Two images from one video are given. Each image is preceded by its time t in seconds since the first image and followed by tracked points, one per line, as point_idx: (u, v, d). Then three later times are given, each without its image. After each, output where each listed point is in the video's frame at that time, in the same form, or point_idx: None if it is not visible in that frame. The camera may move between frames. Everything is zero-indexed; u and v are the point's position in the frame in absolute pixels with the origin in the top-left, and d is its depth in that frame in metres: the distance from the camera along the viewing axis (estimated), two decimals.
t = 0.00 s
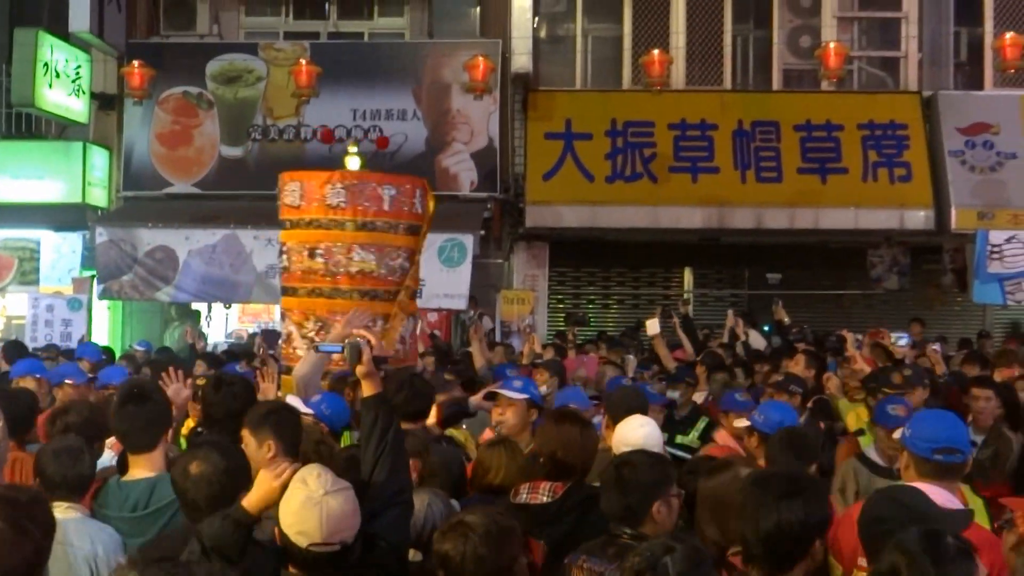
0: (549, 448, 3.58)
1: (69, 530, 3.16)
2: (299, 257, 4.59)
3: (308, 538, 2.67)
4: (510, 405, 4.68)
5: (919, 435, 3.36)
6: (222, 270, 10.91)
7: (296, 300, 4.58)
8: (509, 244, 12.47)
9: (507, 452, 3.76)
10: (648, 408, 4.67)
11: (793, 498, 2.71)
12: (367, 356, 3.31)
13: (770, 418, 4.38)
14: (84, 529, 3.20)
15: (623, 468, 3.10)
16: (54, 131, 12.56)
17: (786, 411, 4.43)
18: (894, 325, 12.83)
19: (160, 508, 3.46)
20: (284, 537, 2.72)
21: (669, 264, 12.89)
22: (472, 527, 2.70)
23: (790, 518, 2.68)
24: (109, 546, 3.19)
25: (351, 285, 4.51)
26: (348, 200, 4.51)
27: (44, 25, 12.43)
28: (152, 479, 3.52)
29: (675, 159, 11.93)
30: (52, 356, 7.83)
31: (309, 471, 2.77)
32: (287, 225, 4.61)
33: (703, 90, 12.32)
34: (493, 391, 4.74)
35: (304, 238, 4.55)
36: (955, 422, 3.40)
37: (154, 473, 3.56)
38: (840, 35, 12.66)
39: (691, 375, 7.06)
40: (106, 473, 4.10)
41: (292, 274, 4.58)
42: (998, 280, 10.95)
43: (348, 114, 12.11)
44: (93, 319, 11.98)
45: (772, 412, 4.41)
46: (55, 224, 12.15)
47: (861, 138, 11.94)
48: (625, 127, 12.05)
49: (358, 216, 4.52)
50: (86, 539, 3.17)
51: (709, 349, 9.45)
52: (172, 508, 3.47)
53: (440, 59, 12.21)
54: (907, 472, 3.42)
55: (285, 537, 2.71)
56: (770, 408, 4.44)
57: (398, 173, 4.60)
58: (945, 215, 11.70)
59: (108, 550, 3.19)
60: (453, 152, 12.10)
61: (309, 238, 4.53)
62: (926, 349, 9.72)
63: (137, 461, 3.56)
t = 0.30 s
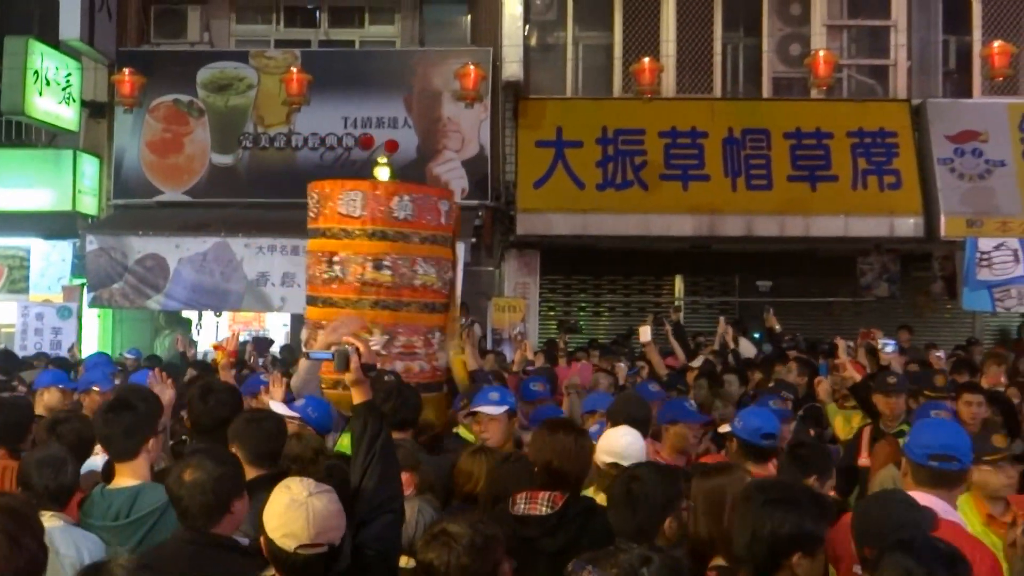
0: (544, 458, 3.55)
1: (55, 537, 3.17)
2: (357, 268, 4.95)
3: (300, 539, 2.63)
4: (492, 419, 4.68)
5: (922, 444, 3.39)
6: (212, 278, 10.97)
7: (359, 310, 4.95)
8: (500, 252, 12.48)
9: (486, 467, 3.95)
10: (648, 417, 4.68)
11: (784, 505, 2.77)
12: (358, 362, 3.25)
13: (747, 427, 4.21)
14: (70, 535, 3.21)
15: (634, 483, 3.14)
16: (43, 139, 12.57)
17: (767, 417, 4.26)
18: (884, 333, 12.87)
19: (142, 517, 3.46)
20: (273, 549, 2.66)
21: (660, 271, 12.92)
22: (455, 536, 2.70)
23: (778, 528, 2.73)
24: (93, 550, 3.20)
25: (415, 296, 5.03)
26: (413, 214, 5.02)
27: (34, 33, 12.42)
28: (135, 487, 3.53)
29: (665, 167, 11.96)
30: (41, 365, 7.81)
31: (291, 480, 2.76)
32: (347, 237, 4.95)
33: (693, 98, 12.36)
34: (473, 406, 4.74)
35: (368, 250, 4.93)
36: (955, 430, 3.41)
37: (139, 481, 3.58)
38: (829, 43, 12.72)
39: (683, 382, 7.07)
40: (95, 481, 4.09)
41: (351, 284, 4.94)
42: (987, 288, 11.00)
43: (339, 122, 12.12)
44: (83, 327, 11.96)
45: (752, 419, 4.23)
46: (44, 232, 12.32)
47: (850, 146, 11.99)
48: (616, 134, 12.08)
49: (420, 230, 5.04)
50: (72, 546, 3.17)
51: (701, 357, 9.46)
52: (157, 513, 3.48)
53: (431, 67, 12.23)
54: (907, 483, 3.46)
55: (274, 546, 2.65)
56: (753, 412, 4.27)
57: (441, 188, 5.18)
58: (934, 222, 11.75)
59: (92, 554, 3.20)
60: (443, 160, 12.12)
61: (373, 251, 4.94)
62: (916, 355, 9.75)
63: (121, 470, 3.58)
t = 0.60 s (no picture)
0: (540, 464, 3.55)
1: (36, 541, 3.15)
2: (430, 269, 6.06)
3: (306, 520, 2.81)
4: (477, 425, 4.64)
5: (893, 449, 3.44)
6: (196, 284, 10.95)
7: (435, 307, 6.09)
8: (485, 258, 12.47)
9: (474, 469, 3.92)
10: (641, 422, 4.68)
11: (775, 505, 2.78)
12: (343, 368, 3.39)
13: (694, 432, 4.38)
14: (51, 540, 3.19)
15: (621, 491, 3.11)
16: (26, 145, 12.53)
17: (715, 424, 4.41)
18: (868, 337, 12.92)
19: (121, 522, 3.44)
20: (284, 545, 2.76)
21: (645, 277, 12.94)
22: (438, 541, 2.68)
23: (770, 530, 2.74)
24: (74, 555, 3.18)
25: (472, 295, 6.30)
26: (470, 221, 6.24)
27: (17, 39, 12.37)
28: (115, 493, 3.51)
29: (650, 172, 11.99)
30: (23, 371, 7.76)
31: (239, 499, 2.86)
32: (424, 239, 6.04)
33: (677, 104, 12.40)
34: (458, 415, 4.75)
35: (444, 253, 6.09)
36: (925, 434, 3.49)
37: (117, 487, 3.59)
38: (813, 49, 12.77)
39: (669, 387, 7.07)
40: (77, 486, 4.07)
41: (427, 283, 6.05)
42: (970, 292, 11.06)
43: (323, 128, 12.11)
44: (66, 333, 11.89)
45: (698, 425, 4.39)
46: (27, 237, 12.26)
47: (834, 152, 12.03)
48: (601, 140, 12.10)
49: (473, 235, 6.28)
50: (53, 551, 3.15)
51: (686, 362, 9.47)
52: (136, 519, 3.45)
53: (416, 73, 12.23)
54: (871, 487, 3.53)
55: (286, 538, 2.77)
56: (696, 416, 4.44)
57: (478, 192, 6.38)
58: (917, 227, 11.79)
59: (74, 560, 3.18)
60: (428, 165, 12.12)
61: (447, 255, 6.09)
62: (900, 359, 9.79)
63: (101, 478, 3.60)
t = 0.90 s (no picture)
0: (508, 464, 3.54)
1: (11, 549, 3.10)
2: (483, 275, 5.76)
3: (283, 520, 2.84)
4: (443, 426, 4.53)
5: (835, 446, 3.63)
6: (174, 288, 10.91)
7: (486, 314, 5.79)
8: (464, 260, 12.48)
9: (441, 475, 3.94)
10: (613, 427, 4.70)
11: (760, 502, 2.80)
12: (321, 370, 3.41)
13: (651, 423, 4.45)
14: (24, 547, 3.15)
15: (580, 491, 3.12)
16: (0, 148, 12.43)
17: (676, 419, 4.44)
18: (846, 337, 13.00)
19: (91, 527, 3.42)
20: (266, 549, 2.78)
21: (624, 279, 12.96)
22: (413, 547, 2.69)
23: (756, 527, 2.76)
24: (52, 561, 3.16)
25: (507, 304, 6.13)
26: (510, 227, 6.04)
27: None
28: (86, 498, 3.49)
29: (628, 174, 12.01)
30: None
31: (212, 507, 2.86)
32: (481, 246, 5.72)
33: (655, 105, 12.43)
34: (426, 415, 4.72)
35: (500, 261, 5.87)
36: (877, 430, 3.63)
37: (90, 492, 3.57)
38: (790, 51, 12.82)
39: (648, 389, 7.08)
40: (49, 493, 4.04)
41: (483, 289, 5.75)
42: (946, 292, 11.16)
43: (301, 131, 12.07)
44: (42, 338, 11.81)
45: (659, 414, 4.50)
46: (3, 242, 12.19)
47: (811, 152, 12.09)
48: (579, 142, 12.13)
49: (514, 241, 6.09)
50: (29, 557, 3.11)
51: (665, 363, 9.50)
52: (107, 523, 3.43)
53: (395, 76, 12.19)
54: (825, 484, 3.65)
55: (265, 541, 2.79)
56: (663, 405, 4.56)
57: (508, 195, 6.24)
58: (894, 228, 11.86)
59: (51, 566, 3.16)
60: (407, 168, 12.08)
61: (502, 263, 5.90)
62: (878, 359, 9.85)
63: (72, 483, 3.57)
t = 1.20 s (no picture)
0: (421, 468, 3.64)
1: None
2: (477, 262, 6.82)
3: (201, 528, 2.81)
4: (350, 426, 4.65)
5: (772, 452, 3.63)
6: (104, 288, 10.75)
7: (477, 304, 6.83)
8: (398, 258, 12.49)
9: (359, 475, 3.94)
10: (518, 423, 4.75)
11: (698, 499, 2.84)
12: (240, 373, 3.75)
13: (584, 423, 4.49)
14: None
15: (493, 486, 3.16)
16: None
17: (605, 419, 4.52)
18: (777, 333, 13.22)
19: (19, 533, 3.34)
20: (181, 553, 2.76)
21: (560, 277, 13.02)
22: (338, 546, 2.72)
23: (696, 523, 2.80)
24: None
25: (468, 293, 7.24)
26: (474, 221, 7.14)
27: None
28: (16, 502, 3.40)
29: (562, 172, 12.06)
30: None
31: (140, 503, 2.86)
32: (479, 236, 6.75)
33: (589, 104, 12.46)
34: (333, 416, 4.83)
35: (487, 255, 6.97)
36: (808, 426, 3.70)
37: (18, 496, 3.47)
38: (722, 50, 12.98)
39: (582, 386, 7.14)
40: None
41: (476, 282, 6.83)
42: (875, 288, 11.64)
43: (234, 129, 11.93)
44: None
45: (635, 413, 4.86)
46: None
47: (742, 151, 12.23)
48: (514, 140, 12.14)
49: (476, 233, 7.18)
50: None
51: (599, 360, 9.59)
52: (37, 527, 3.36)
53: (328, 73, 12.10)
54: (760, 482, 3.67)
55: (181, 546, 2.76)
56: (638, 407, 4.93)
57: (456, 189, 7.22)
58: (823, 225, 12.05)
59: None
60: (341, 166, 11.99)
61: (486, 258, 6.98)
62: (807, 353, 10.06)
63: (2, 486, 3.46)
